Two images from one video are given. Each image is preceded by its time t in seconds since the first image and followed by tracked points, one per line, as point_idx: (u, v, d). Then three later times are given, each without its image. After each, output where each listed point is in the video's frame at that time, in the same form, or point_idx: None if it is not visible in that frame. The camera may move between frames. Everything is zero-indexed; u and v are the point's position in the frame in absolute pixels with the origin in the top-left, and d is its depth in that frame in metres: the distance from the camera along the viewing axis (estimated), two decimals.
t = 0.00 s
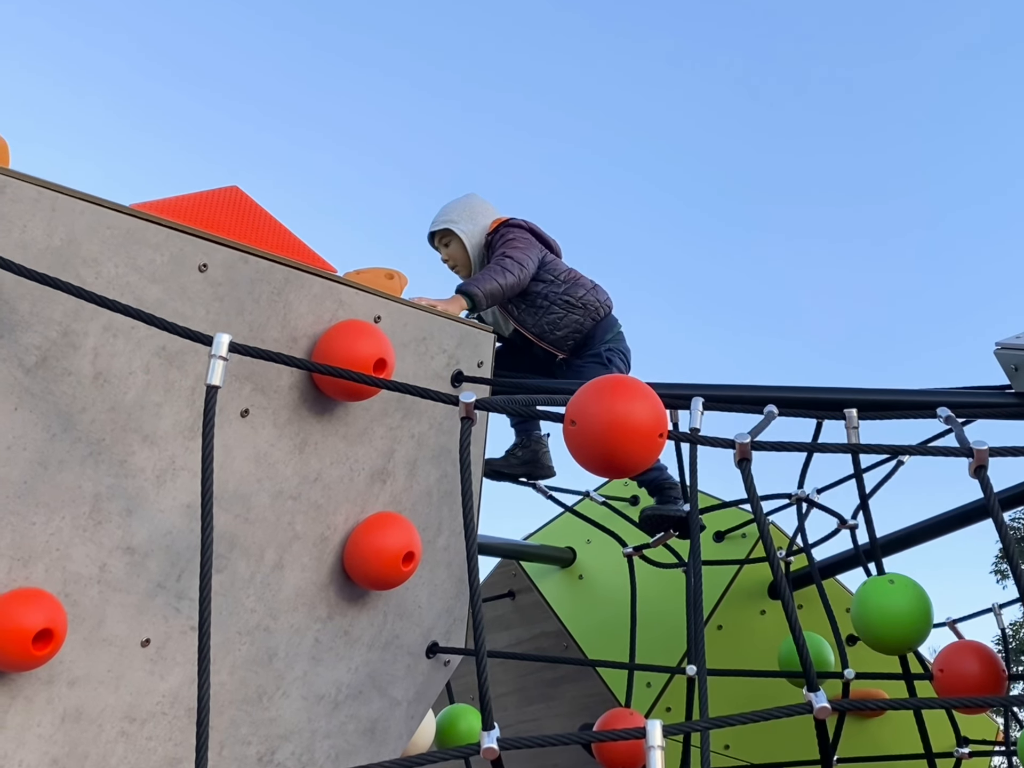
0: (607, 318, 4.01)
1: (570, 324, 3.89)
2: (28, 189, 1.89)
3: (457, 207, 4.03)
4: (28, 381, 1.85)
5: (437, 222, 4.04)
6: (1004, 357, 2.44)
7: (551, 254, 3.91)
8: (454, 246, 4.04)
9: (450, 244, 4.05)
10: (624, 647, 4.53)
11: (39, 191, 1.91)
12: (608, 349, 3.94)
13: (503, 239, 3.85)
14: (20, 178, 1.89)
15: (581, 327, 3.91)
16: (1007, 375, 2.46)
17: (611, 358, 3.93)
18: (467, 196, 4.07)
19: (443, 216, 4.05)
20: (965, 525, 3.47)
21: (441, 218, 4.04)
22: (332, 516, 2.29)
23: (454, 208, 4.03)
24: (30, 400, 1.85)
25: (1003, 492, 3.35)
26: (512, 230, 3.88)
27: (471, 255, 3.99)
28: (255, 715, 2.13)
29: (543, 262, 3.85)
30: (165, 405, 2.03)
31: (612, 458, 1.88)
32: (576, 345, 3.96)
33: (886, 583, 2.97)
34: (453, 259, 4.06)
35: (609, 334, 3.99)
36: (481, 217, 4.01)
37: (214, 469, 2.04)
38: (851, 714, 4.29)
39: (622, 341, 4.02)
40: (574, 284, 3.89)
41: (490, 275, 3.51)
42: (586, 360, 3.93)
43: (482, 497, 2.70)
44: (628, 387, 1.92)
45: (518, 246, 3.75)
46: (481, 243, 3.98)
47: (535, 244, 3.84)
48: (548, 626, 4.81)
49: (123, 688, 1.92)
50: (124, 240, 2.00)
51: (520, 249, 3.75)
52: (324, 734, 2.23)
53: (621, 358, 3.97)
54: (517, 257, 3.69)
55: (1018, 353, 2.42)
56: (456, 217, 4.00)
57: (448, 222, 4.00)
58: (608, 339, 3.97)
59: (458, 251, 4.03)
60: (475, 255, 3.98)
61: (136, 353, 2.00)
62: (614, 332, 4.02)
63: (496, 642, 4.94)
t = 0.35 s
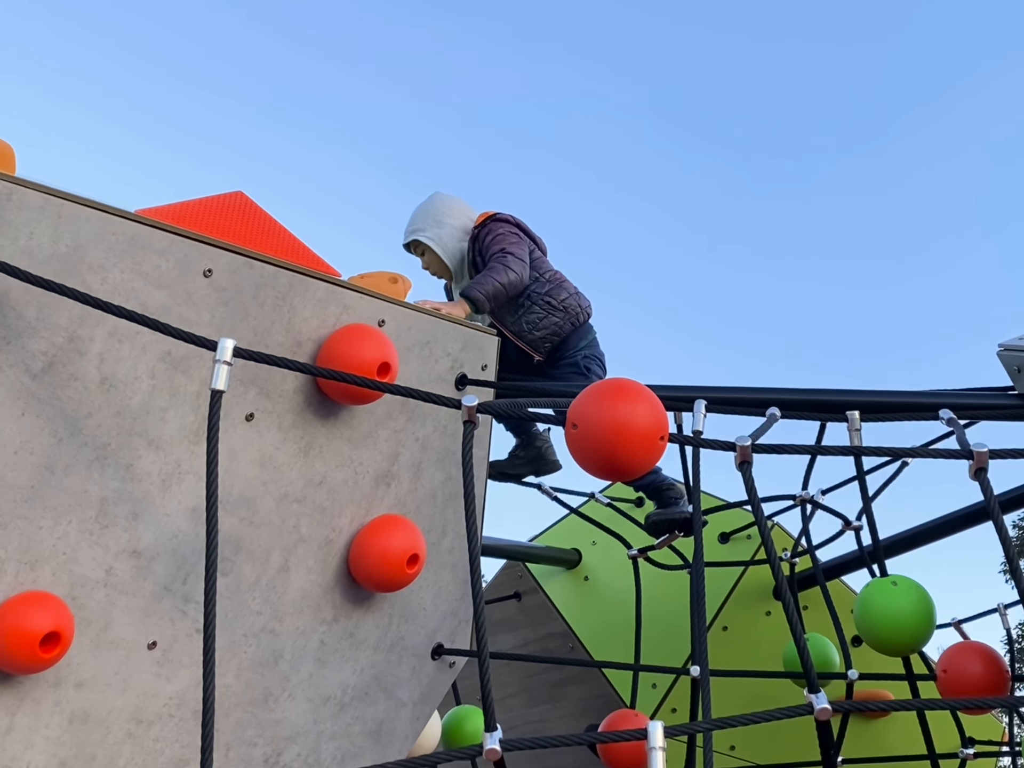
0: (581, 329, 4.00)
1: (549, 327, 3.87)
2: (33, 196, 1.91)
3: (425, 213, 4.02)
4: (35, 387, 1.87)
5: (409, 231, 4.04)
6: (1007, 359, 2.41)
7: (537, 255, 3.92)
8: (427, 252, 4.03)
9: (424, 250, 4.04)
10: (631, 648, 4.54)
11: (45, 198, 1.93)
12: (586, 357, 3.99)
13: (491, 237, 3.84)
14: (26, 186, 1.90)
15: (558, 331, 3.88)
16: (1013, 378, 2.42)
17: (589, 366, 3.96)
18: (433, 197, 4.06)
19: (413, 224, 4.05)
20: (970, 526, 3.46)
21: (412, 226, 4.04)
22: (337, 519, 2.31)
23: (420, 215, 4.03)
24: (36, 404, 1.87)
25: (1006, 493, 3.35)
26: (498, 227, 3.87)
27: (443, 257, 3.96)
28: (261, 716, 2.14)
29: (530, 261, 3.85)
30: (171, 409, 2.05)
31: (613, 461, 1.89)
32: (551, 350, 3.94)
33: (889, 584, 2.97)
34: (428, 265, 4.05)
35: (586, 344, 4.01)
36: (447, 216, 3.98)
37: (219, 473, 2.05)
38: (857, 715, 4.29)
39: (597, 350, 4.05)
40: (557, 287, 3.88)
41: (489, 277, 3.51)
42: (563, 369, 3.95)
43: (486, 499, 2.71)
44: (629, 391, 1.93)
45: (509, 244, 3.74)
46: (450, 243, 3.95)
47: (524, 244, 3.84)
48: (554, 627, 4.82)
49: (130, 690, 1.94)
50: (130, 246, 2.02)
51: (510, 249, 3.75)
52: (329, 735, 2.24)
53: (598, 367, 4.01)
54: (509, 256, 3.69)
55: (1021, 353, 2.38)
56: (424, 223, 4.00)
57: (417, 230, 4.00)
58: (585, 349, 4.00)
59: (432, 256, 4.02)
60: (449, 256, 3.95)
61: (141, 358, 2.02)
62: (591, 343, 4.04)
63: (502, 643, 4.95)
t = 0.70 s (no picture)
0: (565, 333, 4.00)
1: (540, 326, 3.87)
2: (43, 203, 1.93)
3: (413, 210, 4.06)
4: (45, 391, 1.88)
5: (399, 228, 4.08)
6: (1014, 361, 2.42)
7: (531, 253, 3.93)
8: (417, 249, 4.07)
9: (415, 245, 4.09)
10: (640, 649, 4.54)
11: (54, 204, 1.94)
12: (574, 359, 4.02)
13: (488, 233, 3.85)
14: (35, 192, 1.92)
15: (547, 331, 3.89)
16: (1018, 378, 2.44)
17: (580, 368, 4.02)
18: (421, 191, 4.08)
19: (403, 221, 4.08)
20: (978, 527, 3.45)
21: (401, 223, 4.08)
22: (346, 521, 2.32)
23: (409, 213, 4.06)
24: (46, 408, 1.88)
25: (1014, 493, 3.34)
26: (494, 223, 3.88)
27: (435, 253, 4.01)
28: (270, 718, 2.15)
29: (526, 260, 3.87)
30: (180, 413, 2.06)
31: (619, 464, 1.90)
32: (537, 348, 3.92)
33: (896, 586, 2.98)
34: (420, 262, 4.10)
35: (572, 346, 4.03)
36: (437, 212, 4.03)
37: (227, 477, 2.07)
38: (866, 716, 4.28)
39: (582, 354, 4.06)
40: (548, 287, 3.90)
41: (491, 276, 3.53)
42: (555, 372, 3.97)
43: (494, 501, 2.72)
44: (634, 393, 1.93)
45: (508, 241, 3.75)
46: (442, 239, 4.00)
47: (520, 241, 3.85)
48: (563, 628, 4.83)
49: (140, 691, 1.95)
50: (139, 251, 2.04)
51: (506, 246, 3.76)
52: (338, 736, 2.25)
53: (587, 369, 4.04)
54: (507, 253, 3.71)
55: None
56: (414, 220, 4.04)
57: (407, 228, 4.04)
58: (573, 352, 4.03)
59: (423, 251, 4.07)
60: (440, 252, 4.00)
61: (150, 362, 2.03)
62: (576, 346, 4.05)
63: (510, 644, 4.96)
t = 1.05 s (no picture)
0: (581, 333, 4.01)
1: (551, 327, 3.88)
2: (53, 208, 1.94)
3: (450, 198, 4.07)
4: (55, 394, 1.89)
5: (428, 207, 4.08)
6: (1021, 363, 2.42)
7: (542, 256, 3.95)
8: (441, 232, 4.06)
9: (439, 229, 4.08)
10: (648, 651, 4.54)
11: (64, 209, 1.95)
12: (588, 360, 4.01)
13: (497, 239, 3.87)
14: (46, 197, 1.93)
15: (559, 332, 3.89)
16: None
17: (593, 369, 4.00)
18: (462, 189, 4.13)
19: (434, 203, 4.08)
20: (986, 528, 3.44)
21: (434, 203, 4.08)
22: (354, 523, 2.33)
23: (445, 197, 4.07)
24: (57, 412, 1.89)
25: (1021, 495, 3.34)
26: (503, 228, 3.90)
27: (458, 244, 4.01)
28: (279, 720, 2.16)
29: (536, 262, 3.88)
30: (189, 416, 2.07)
31: (625, 466, 1.90)
32: (552, 350, 3.93)
33: (903, 588, 2.98)
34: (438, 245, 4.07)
35: (588, 346, 4.03)
36: (475, 209, 4.06)
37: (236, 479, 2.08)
38: (874, 718, 4.27)
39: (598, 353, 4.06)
40: (558, 288, 3.89)
41: (498, 278, 3.54)
42: (567, 372, 3.97)
43: (501, 504, 2.73)
44: (640, 396, 1.94)
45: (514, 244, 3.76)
46: (467, 233, 4.00)
47: (529, 245, 3.87)
48: (571, 630, 4.83)
49: (150, 693, 1.96)
50: (148, 256, 2.05)
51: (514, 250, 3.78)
52: (347, 738, 2.26)
53: (601, 369, 4.03)
54: (514, 256, 3.72)
55: None
56: (449, 204, 4.05)
57: (441, 208, 4.04)
58: (588, 352, 4.02)
59: (446, 237, 4.05)
60: (461, 243, 3.98)
61: (160, 366, 2.04)
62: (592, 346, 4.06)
63: (518, 646, 4.97)
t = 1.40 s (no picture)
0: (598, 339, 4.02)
1: (571, 334, 3.90)
2: (67, 214, 1.95)
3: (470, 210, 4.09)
4: (69, 399, 1.91)
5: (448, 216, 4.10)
6: None
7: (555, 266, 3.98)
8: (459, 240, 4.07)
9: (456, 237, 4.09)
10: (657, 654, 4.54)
11: (78, 215, 1.97)
12: (603, 367, 4.00)
13: (511, 252, 3.90)
14: (61, 203, 1.95)
15: (580, 338, 3.91)
16: None
17: (608, 375, 3.98)
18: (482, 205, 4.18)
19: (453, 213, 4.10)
20: (995, 532, 3.44)
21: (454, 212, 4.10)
22: (365, 527, 2.34)
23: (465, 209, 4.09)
24: (71, 417, 1.90)
25: None
26: (516, 241, 3.93)
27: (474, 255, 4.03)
28: (290, 722, 2.17)
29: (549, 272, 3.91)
30: (202, 420, 2.09)
31: (635, 471, 1.91)
32: (572, 357, 3.95)
33: (912, 592, 2.98)
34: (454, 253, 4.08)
35: (604, 352, 4.03)
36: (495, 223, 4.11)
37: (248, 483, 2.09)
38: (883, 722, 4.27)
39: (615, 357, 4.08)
40: (573, 297, 3.92)
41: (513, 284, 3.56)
42: (584, 377, 3.96)
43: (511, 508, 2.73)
44: (650, 400, 1.95)
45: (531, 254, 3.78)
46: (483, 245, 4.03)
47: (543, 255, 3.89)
48: (580, 633, 4.83)
49: (162, 696, 1.97)
50: (161, 262, 2.06)
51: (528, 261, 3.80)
52: (358, 741, 2.27)
53: (615, 374, 4.02)
54: (530, 267, 3.74)
55: None
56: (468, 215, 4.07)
57: (463, 215, 4.06)
58: (604, 358, 4.02)
59: (462, 246, 4.07)
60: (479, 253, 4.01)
61: (172, 370, 2.06)
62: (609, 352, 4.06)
63: (527, 649, 4.97)
